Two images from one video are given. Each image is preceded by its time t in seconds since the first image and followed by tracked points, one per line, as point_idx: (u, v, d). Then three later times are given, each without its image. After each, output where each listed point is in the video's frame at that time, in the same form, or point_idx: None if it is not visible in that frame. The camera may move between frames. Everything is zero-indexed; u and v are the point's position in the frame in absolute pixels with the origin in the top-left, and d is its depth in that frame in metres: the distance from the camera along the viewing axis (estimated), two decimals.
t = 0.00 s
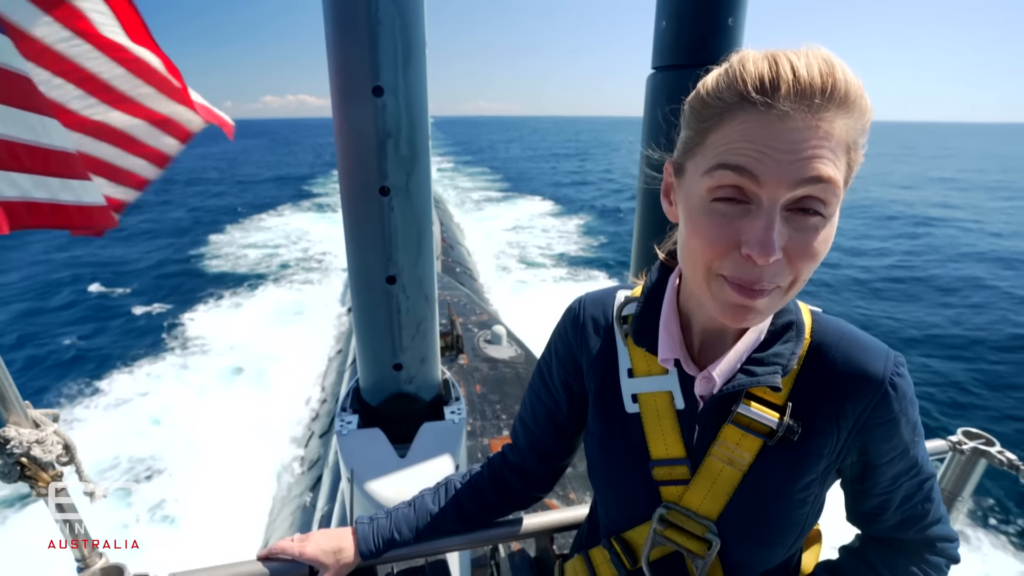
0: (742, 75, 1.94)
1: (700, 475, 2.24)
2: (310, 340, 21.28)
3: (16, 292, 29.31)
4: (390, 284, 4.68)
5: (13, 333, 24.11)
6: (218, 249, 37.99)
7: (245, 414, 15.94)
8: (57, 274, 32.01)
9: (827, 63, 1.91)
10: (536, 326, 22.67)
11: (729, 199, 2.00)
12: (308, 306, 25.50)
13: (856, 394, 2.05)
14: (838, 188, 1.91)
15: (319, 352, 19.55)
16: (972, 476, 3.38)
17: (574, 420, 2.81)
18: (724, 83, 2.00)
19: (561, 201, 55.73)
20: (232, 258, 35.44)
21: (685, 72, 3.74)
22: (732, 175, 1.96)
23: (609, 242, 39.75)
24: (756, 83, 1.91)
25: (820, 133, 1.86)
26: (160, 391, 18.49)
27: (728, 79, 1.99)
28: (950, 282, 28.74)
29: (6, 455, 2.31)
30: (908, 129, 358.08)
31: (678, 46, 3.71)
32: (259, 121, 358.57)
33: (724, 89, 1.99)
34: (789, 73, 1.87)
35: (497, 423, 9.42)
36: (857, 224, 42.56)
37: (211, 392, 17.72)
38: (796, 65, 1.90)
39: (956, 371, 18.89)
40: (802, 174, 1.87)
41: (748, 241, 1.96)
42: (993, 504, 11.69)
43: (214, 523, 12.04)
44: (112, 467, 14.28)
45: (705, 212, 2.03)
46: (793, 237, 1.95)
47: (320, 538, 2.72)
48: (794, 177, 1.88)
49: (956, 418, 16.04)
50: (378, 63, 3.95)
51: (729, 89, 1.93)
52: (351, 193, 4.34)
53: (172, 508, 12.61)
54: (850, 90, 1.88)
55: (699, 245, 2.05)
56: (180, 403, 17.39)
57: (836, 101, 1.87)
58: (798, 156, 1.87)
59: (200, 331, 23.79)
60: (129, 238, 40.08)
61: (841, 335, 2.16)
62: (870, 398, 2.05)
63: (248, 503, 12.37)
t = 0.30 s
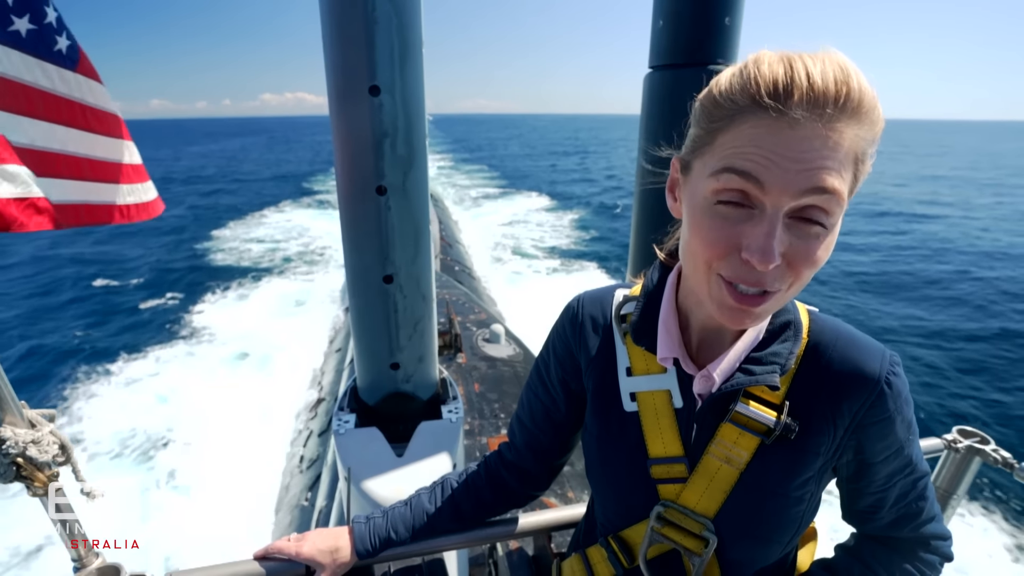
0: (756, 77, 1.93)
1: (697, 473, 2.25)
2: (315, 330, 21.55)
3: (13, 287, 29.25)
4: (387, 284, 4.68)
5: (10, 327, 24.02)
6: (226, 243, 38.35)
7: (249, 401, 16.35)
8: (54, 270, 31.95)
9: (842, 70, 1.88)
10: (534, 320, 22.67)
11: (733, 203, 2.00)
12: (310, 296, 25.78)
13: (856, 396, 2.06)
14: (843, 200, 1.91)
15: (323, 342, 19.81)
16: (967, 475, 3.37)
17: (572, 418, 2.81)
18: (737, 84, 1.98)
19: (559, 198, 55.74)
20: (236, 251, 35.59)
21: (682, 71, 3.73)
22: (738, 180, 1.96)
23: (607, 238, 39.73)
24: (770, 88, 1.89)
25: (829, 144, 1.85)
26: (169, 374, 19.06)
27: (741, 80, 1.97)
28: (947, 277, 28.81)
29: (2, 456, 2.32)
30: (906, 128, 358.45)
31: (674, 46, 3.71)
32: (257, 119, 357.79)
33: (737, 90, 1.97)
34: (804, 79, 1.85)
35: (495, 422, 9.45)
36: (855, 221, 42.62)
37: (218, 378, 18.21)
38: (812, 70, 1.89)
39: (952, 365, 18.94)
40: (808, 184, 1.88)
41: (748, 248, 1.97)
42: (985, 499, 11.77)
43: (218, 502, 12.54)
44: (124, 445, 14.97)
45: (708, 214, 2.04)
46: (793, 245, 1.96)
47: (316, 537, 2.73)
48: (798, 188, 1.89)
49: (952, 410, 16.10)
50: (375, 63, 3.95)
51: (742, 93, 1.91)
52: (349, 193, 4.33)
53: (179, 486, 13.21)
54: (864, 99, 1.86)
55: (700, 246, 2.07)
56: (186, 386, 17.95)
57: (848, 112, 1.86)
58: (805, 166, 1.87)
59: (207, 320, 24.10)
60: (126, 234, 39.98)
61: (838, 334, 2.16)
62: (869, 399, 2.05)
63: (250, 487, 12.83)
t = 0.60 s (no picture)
0: (776, 77, 1.91)
1: (695, 472, 2.25)
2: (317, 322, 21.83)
3: (9, 282, 29.13)
4: (383, 283, 4.67)
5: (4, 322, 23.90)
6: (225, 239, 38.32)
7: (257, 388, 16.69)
8: (50, 266, 31.85)
9: (862, 79, 1.88)
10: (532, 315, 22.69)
11: (739, 201, 1.99)
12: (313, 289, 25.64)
13: (857, 396, 2.06)
14: (850, 206, 1.91)
15: (325, 334, 20.00)
16: (963, 474, 3.37)
17: (569, 416, 2.81)
18: (756, 82, 1.97)
19: (557, 195, 55.70)
20: (237, 246, 35.67)
21: (679, 70, 3.72)
22: (745, 178, 1.95)
23: (604, 234, 39.72)
24: (785, 89, 1.89)
25: (842, 152, 1.85)
26: (178, 360, 19.51)
27: (760, 79, 1.96)
28: (943, 273, 28.87)
29: None
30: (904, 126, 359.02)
31: (671, 43, 3.70)
32: (255, 117, 358.24)
33: (756, 87, 1.96)
34: (823, 82, 1.85)
35: (493, 421, 9.44)
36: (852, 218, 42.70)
37: (227, 363, 18.61)
38: (830, 75, 1.87)
39: (948, 359, 19.01)
40: (817, 189, 1.88)
41: (749, 246, 1.96)
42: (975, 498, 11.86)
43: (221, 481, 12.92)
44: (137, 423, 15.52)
45: (712, 210, 2.03)
46: (796, 248, 1.96)
47: (312, 538, 2.72)
48: (806, 191, 1.88)
49: (948, 404, 16.16)
50: (373, 63, 3.94)
51: (759, 90, 1.90)
52: (343, 191, 4.32)
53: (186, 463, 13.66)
54: (878, 108, 1.86)
55: (701, 243, 2.05)
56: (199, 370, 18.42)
57: (864, 121, 1.86)
58: (817, 170, 1.87)
59: (211, 311, 24.31)
60: (122, 231, 39.85)
61: (837, 334, 2.16)
62: (868, 399, 2.06)
63: (253, 469, 13.25)
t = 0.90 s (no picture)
0: (776, 66, 1.92)
1: (695, 465, 2.24)
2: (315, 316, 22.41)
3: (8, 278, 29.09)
4: (383, 282, 4.66)
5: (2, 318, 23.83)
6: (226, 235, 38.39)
7: (266, 374, 17.32)
8: (49, 263, 31.81)
9: (860, 68, 1.88)
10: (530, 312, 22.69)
11: (737, 184, 1.99)
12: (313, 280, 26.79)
13: (855, 382, 2.06)
14: (845, 191, 1.90)
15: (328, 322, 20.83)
16: (962, 473, 3.39)
17: (569, 411, 2.81)
18: (757, 71, 1.98)
19: (554, 192, 55.72)
20: (242, 240, 36.41)
21: (679, 68, 3.72)
22: (744, 161, 1.95)
23: (603, 230, 39.74)
24: (784, 77, 1.89)
25: (837, 135, 1.85)
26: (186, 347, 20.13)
27: (761, 68, 1.97)
28: (942, 270, 28.88)
29: None
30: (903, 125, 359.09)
31: (671, 42, 3.69)
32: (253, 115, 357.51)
33: (756, 76, 1.97)
34: (822, 69, 1.85)
35: (492, 420, 9.45)
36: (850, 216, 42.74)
37: (233, 353, 19.17)
38: (830, 64, 1.87)
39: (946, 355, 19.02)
40: (813, 171, 1.87)
41: (747, 226, 1.95)
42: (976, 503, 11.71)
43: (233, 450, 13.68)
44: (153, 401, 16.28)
45: (712, 194, 2.03)
46: (793, 231, 1.95)
47: (312, 538, 2.72)
48: (803, 173, 1.87)
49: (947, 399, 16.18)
50: (372, 61, 3.93)
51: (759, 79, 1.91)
52: (342, 187, 4.31)
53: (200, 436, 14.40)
54: (875, 96, 1.86)
55: (699, 226, 2.05)
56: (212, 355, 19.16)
57: (861, 105, 1.85)
58: (814, 152, 1.86)
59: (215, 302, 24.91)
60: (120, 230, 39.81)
61: (833, 324, 2.17)
62: (867, 387, 2.05)
63: (267, 429, 14.36)
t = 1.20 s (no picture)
0: (758, 60, 1.96)
1: (688, 462, 2.25)
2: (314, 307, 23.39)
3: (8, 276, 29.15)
4: (380, 284, 4.67)
5: None
6: (225, 233, 38.47)
7: (270, 356, 18.59)
8: (49, 262, 31.88)
9: (838, 63, 1.92)
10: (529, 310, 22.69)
11: (723, 171, 2.01)
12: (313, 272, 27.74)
13: (840, 376, 2.09)
14: (825, 178, 1.92)
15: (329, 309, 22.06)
16: (958, 474, 3.39)
17: (564, 411, 2.82)
18: (742, 65, 2.01)
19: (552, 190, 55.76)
20: (247, 237, 37.37)
21: (675, 71, 3.72)
22: (730, 148, 1.97)
23: (602, 228, 39.78)
24: (767, 72, 1.93)
25: (816, 124, 1.88)
26: (193, 336, 21.12)
27: (746, 62, 2.00)
28: (940, 268, 28.90)
29: None
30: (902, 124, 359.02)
31: (668, 43, 3.70)
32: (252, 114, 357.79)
33: (741, 69, 2.00)
34: (801, 63, 1.89)
35: (492, 420, 9.46)
36: (849, 214, 42.79)
37: (236, 341, 20.15)
38: (809, 59, 1.90)
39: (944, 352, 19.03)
40: (793, 156, 1.90)
41: (731, 209, 1.97)
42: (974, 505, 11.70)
43: (243, 420, 15.00)
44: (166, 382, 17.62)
45: (699, 180, 2.04)
46: (775, 215, 1.96)
47: (309, 538, 2.73)
48: (784, 158, 1.90)
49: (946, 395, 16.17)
50: (368, 62, 3.93)
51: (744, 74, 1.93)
52: (339, 185, 4.31)
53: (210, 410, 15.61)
54: (852, 91, 1.89)
55: (686, 211, 2.06)
56: (219, 342, 20.25)
57: (838, 97, 1.89)
58: (792, 139, 1.89)
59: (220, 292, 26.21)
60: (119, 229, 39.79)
61: (819, 320, 2.20)
62: (852, 378, 2.08)
63: (273, 404, 15.61)
